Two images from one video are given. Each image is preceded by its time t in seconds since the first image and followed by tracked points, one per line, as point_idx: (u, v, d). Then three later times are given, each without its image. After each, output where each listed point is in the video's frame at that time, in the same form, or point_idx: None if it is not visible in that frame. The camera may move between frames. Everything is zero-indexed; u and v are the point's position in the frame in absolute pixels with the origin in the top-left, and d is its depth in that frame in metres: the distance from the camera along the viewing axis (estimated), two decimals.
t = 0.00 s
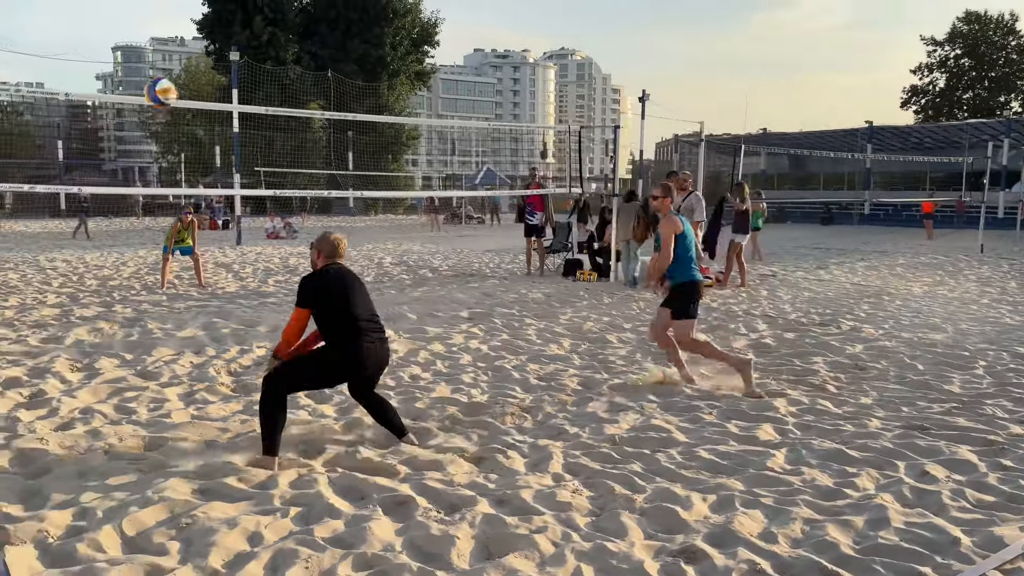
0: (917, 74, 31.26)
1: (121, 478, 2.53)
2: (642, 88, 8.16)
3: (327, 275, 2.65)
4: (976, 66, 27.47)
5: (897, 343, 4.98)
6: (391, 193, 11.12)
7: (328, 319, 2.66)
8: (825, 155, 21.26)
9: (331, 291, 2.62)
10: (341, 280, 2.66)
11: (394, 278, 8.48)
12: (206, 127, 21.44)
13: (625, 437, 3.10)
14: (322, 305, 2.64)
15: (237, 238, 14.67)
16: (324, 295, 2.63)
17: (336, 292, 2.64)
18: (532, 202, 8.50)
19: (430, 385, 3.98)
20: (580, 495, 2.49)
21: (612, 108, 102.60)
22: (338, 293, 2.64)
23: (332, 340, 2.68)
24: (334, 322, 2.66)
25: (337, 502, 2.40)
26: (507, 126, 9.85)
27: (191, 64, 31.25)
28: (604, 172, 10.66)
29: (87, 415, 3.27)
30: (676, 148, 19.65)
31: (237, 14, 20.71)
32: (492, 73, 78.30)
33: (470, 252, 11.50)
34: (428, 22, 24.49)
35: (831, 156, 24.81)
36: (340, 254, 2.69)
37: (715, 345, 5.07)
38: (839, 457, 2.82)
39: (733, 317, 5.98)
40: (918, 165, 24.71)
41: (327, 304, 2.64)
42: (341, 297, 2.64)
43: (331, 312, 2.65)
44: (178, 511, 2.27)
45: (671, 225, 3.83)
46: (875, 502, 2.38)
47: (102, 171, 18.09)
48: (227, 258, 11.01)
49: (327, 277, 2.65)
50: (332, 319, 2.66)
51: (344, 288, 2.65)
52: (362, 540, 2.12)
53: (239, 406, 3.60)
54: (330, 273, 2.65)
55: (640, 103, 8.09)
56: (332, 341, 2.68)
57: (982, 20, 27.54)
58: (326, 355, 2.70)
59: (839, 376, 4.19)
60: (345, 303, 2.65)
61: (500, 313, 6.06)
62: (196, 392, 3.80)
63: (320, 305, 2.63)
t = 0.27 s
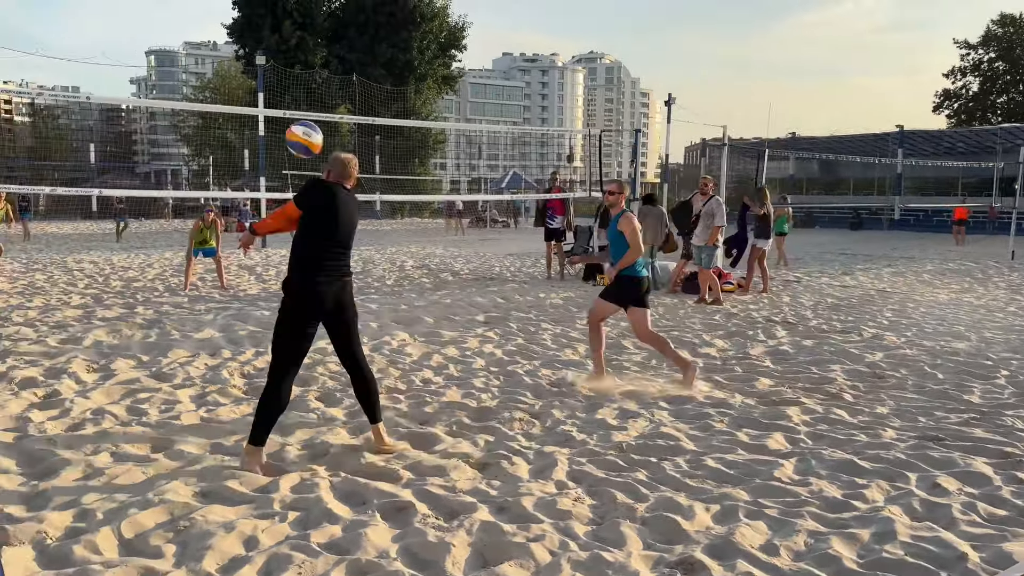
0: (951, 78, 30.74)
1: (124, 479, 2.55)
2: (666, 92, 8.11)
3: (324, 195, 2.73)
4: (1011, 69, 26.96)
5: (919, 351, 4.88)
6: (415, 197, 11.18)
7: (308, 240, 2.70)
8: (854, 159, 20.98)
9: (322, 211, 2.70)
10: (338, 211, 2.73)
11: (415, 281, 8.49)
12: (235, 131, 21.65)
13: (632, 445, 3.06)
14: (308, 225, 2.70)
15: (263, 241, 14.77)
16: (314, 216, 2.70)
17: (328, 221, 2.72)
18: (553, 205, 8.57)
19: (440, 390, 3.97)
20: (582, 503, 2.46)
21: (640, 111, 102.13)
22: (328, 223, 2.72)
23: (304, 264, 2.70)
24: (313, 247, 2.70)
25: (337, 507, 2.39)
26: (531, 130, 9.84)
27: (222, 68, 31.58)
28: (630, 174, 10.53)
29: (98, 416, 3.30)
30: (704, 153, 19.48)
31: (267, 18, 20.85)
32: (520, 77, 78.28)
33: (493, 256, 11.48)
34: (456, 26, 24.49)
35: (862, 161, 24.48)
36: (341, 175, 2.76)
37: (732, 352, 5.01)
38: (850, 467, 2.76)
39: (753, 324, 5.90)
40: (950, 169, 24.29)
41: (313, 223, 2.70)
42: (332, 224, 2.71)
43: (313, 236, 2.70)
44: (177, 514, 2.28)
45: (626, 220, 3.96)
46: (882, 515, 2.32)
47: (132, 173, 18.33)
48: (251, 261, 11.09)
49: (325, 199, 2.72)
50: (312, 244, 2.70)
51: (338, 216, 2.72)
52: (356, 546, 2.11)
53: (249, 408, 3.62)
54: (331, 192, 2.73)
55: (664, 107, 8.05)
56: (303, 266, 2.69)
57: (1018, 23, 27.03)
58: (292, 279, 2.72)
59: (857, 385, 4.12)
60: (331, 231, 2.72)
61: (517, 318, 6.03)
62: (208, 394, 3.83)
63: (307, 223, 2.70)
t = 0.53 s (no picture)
0: (974, 80, 30.37)
1: (126, 483, 2.58)
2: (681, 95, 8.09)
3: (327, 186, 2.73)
4: None
5: (931, 358, 4.83)
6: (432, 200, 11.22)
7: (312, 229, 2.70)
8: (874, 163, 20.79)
9: (325, 203, 2.71)
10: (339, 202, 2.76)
11: (428, 285, 8.51)
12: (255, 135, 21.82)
13: (633, 451, 3.06)
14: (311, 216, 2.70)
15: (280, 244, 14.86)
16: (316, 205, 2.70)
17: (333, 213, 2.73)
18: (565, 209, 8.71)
19: (445, 394, 3.98)
20: (579, 510, 2.46)
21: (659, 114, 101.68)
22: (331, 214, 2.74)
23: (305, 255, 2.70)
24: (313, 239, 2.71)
25: (334, 512, 2.41)
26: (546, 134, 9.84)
27: (242, 72, 31.81)
28: (646, 178, 10.47)
29: (105, 419, 3.34)
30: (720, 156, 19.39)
31: (287, 22, 20.96)
32: (539, 80, 78.25)
33: (507, 260, 11.48)
34: (474, 29, 24.48)
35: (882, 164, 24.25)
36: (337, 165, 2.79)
37: (741, 357, 4.98)
38: (851, 477, 2.75)
39: (764, 330, 5.87)
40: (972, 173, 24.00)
41: (315, 217, 2.71)
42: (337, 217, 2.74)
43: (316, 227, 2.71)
44: (176, 517, 2.30)
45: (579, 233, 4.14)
46: (880, 526, 2.31)
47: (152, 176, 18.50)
48: (267, 264, 11.17)
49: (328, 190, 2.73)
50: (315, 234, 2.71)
51: (338, 209, 2.74)
52: (350, 552, 2.12)
53: (255, 411, 3.64)
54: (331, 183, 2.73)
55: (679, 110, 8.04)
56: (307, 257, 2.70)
57: None
58: (292, 269, 2.73)
59: (865, 393, 4.09)
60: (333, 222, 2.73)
61: (526, 322, 6.03)
62: (215, 397, 3.86)
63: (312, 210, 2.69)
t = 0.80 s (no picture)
0: (993, 83, 30.08)
1: (128, 484, 2.62)
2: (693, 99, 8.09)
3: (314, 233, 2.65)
4: None
5: (937, 364, 4.81)
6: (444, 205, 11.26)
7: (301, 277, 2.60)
8: (890, 167, 20.64)
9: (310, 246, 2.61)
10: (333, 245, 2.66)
11: (438, 288, 8.55)
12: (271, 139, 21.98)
13: (631, 456, 3.07)
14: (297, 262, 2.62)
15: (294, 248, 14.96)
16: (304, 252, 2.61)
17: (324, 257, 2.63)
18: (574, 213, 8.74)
19: (447, 398, 4.01)
20: (573, 515, 2.48)
21: (676, 117, 101.28)
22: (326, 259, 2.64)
23: (297, 305, 2.63)
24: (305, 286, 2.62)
25: (330, 515, 2.44)
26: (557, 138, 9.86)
27: (259, 76, 32.06)
28: (657, 182, 10.48)
29: (111, 421, 3.39)
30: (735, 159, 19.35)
31: (303, 27, 21.13)
32: (555, 83, 78.24)
33: (518, 263, 11.51)
34: (489, 33, 24.52)
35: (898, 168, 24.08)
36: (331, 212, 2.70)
37: (747, 363, 4.97)
38: (848, 483, 2.75)
39: (771, 335, 5.85)
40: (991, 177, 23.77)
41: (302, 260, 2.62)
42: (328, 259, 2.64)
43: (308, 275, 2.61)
44: (175, 519, 2.34)
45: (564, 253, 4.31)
46: (872, 533, 2.31)
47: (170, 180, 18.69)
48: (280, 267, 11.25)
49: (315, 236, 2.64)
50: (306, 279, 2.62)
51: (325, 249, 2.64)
52: (343, 555, 2.15)
53: (259, 414, 3.68)
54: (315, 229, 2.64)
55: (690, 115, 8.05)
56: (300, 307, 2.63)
57: None
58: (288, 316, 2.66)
59: (869, 399, 4.07)
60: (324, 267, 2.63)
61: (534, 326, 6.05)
62: (221, 399, 3.91)
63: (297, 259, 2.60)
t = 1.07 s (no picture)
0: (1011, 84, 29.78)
1: (132, 486, 2.66)
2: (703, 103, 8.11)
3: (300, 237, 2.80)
4: None
5: (946, 368, 4.79)
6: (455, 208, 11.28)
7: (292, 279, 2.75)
8: (905, 169, 20.49)
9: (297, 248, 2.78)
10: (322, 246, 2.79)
11: (448, 291, 8.56)
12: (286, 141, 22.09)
13: (632, 460, 3.07)
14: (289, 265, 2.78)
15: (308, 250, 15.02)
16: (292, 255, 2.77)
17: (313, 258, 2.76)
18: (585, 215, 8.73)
19: (452, 401, 4.02)
20: (572, 518, 2.49)
21: (691, 119, 100.92)
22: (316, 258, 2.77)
23: (291, 306, 2.77)
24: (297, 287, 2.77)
25: (331, 517, 2.46)
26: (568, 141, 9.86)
27: (274, 79, 32.23)
28: (668, 184, 10.46)
29: (119, 422, 3.43)
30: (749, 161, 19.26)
31: (318, 31, 21.23)
32: (569, 85, 78.16)
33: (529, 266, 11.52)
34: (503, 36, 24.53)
35: (914, 169, 23.89)
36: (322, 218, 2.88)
37: (754, 366, 4.96)
38: (849, 489, 2.75)
39: (780, 338, 5.83)
40: (1008, 178, 23.54)
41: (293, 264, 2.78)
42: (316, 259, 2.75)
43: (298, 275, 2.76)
44: (177, 520, 2.38)
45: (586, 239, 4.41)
46: (871, 538, 2.31)
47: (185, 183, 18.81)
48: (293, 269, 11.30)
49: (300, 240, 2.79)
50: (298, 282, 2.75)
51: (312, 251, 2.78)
52: (342, 557, 2.17)
53: (265, 416, 3.70)
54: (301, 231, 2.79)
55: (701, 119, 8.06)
56: (293, 308, 2.76)
57: None
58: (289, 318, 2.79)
59: (874, 403, 4.06)
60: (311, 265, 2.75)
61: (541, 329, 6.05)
62: (229, 401, 3.95)
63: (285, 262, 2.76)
